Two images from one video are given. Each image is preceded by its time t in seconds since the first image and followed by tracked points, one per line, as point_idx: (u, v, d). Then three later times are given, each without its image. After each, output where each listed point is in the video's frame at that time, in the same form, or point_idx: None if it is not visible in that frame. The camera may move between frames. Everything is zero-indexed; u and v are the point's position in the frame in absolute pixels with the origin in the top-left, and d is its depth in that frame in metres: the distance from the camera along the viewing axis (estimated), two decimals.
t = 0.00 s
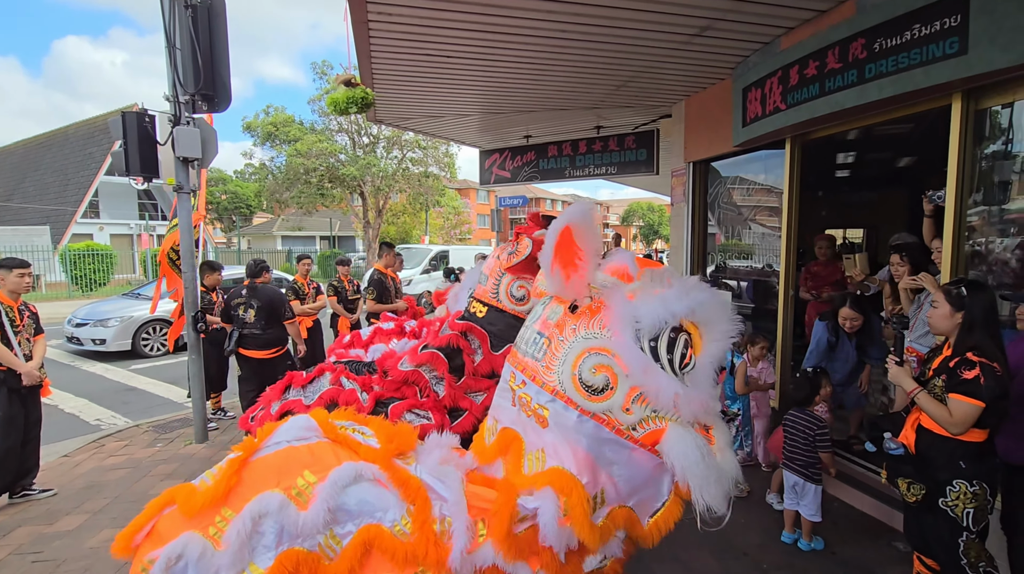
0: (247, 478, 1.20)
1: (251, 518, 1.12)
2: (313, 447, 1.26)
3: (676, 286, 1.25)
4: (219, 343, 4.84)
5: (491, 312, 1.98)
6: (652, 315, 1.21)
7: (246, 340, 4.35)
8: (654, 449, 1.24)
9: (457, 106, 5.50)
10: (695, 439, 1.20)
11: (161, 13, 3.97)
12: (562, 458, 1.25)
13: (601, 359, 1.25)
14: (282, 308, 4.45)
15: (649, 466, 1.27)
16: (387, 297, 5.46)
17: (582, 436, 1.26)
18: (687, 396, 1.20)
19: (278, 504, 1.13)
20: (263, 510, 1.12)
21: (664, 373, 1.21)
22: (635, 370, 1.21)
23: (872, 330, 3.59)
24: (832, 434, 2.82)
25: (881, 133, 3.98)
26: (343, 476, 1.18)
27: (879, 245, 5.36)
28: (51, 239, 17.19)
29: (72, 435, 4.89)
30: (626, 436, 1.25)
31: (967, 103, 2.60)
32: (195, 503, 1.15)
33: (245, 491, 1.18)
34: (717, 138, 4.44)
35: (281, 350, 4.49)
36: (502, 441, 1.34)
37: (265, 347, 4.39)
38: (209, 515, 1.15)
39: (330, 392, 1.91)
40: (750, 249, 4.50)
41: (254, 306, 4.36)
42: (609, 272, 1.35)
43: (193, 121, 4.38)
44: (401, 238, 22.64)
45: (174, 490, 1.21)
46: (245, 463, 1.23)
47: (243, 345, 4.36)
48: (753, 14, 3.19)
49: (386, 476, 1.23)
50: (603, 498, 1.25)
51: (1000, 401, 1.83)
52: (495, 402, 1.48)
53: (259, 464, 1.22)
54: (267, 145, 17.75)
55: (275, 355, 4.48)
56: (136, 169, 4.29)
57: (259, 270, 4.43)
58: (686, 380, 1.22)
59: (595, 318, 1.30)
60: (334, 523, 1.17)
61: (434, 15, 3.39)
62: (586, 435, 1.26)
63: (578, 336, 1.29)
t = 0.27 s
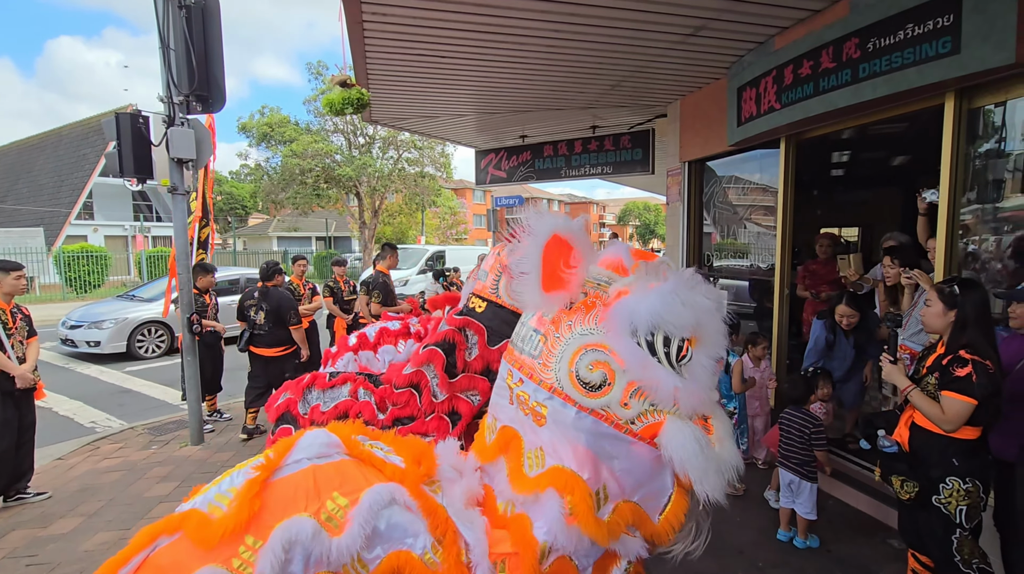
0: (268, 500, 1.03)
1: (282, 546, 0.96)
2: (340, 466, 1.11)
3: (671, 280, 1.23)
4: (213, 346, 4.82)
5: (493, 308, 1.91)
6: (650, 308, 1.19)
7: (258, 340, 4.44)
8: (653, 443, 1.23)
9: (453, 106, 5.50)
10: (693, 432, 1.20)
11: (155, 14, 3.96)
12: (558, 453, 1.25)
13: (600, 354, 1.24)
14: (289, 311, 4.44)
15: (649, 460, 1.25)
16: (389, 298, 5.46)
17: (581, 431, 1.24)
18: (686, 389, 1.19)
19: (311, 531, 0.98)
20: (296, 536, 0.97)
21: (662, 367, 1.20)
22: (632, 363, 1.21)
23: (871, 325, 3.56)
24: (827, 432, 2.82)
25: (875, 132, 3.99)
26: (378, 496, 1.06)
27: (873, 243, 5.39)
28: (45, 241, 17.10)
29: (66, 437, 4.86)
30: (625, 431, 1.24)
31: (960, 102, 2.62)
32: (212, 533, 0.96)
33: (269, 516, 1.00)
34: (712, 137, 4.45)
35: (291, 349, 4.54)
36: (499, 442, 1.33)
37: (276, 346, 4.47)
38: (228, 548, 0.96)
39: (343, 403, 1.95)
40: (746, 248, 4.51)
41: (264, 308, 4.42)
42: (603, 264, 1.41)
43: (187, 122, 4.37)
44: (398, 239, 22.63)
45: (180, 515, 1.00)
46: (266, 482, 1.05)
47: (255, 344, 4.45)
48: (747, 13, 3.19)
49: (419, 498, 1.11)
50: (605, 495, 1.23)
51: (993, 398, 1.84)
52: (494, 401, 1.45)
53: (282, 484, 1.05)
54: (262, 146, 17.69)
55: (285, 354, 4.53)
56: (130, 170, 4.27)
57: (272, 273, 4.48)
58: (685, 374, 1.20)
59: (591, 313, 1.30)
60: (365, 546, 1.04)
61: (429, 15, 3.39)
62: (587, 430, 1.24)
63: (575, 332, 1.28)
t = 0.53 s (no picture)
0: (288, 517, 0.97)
1: (307, 563, 0.90)
2: (359, 479, 1.07)
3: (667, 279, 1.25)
4: (205, 349, 4.79)
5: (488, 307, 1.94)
6: (646, 306, 1.20)
7: (262, 337, 4.49)
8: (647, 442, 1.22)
9: (448, 106, 5.49)
10: (688, 430, 1.18)
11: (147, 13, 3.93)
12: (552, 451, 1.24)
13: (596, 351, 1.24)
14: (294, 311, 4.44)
15: (643, 459, 1.22)
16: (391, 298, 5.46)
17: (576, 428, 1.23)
18: (680, 387, 1.18)
19: (336, 546, 0.93)
20: (321, 552, 0.92)
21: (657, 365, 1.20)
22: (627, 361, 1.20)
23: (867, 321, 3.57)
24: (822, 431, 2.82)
25: (869, 132, 4.01)
26: (405, 506, 1.03)
27: (867, 242, 5.41)
28: (38, 242, 16.98)
29: (58, 441, 4.82)
30: (620, 429, 1.23)
31: (953, 101, 2.63)
32: (229, 554, 0.89)
33: (289, 533, 0.94)
34: (707, 137, 4.46)
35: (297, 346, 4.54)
36: (494, 440, 1.32)
37: (280, 345, 4.48)
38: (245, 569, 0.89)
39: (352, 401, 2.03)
40: (741, 247, 4.52)
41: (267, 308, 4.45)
42: (599, 264, 1.41)
43: (181, 122, 4.34)
44: (393, 239, 22.60)
45: (190, 532, 0.92)
46: (286, 496, 0.99)
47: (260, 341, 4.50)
48: (741, 13, 3.20)
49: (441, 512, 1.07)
50: (600, 492, 1.21)
51: (989, 396, 1.84)
52: (487, 400, 1.44)
53: (301, 498, 1.00)
54: (256, 146, 17.61)
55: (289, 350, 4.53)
56: (123, 171, 4.24)
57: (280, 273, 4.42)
58: (679, 372, 1.20)
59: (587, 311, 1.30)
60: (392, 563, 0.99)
61: (423, 15, 3.37)
62: (581, 427, 1.23)
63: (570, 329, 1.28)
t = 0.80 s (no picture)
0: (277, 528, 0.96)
1: None
2: (352, 485, 1.06)
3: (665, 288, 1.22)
4: (197, 352, 4.75)
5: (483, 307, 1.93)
6: (642, 316, 1.17)
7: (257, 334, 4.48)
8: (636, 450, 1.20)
9: (443, 106, 5.47)
10: (677, 441, 1.17)
11: (140, 13, 3.90)
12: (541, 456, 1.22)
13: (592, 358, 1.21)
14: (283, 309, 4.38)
15: (631, 467, 1.21)
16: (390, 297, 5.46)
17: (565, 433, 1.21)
18: (672, 397, 1.17)
19: (328, 557, 0.92)
20: (312, 564, 0.91)
21: (652, 375, 1.17)
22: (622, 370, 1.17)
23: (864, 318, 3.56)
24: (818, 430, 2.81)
25: (864, 131, 4.01)
26: (400, 513, 1.01)
27: (863, 242, 5.43)
28: (31, 244, 16.87)
29: (51, 443, 4.78)
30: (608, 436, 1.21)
31: (948, 99, 2.63)
32: (215, 568, 0.88)
33: (277, 544, 0.93)
34: (703, 136, 4.46)
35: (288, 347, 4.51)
36: (487, 439, 1.32)
37: (269, 344, 4.46)
38: None
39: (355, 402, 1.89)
40: (737, 247, 4.52)
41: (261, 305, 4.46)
42: (598, 268, 1.39)
43: (174, 122, 4.32)
44: (389, 239, 22.54)
45: (176, 547, 0.91)
46: (276, 505, 0.98)
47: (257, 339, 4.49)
48: (736, 12, 3.20)
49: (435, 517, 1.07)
50: (587, 499, 1.20)
51: (986, 395, 1.84)
52: (479, 399, 1.44)
53: (290, 508, 0.98)
54: (251, 147, 17.54)
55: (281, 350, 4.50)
56: (115, 171, 4.20)
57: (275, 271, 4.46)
58: (672, 382, 1.18)
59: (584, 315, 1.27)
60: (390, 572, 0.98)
61: (418, 14, 3.35)
62: (570, 434, 1.21)
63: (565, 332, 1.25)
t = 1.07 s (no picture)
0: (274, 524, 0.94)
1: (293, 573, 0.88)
2: (348, 481, 1.05)
3: (617, 219, 1.29)
4: (196, 353, 4.74)
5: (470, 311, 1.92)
6: (601, 255, 1.23)
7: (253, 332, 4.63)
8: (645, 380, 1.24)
9: (442, 105, 5.46)
10: (680, 355, 1.21)
11: (138, 13, 3.89)
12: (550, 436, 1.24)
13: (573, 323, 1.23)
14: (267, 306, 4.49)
15: (647, 402, 1.24)
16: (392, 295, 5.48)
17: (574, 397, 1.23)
18: (660, 317, 1.21)
19: (325, 556, 0.91)
20: (309, 562, 0.90)
21: (631, 306, 1.22)
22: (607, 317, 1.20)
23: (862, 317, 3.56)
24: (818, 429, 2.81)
25: (864, 129, 4.01)
26: (398, 508, 1.01)
27: (862, 241, 5.43)
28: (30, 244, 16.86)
29: (50, 444, 4.78)
30: (617, 378, 1.23)
31: (948, 97, 2.62)
32: (209, 568, 0.86)
33: (275, 542, 0.91)
34: (702, 135, 4.45)
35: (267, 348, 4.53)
36: (488, 432, 1.33)
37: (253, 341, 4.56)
38: None
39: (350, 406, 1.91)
40: (737, 246, 4.51)
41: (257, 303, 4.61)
42: (545, 222, 1.45)
43: (172, 122, 4.31)
44: (389, 239, 22.53)
45: (171, 547, 0.90)
46: (270, 504, 0.97)
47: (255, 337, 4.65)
48: (735, 10, 3.19)
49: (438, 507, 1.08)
50: (609, 451, 1.22)
51: (987, 394, 1.84)
52: (478, 394, 1.45)
53: (285, 507, 0.97)
54: (251, 147, 17.53)
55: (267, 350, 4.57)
56: (113, 171, 4.19)
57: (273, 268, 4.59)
58: (654, 306, 1.23)
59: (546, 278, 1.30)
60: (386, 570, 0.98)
61: (417, 13, 3.34)
62: (577, 397, 1.23)
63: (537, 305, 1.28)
